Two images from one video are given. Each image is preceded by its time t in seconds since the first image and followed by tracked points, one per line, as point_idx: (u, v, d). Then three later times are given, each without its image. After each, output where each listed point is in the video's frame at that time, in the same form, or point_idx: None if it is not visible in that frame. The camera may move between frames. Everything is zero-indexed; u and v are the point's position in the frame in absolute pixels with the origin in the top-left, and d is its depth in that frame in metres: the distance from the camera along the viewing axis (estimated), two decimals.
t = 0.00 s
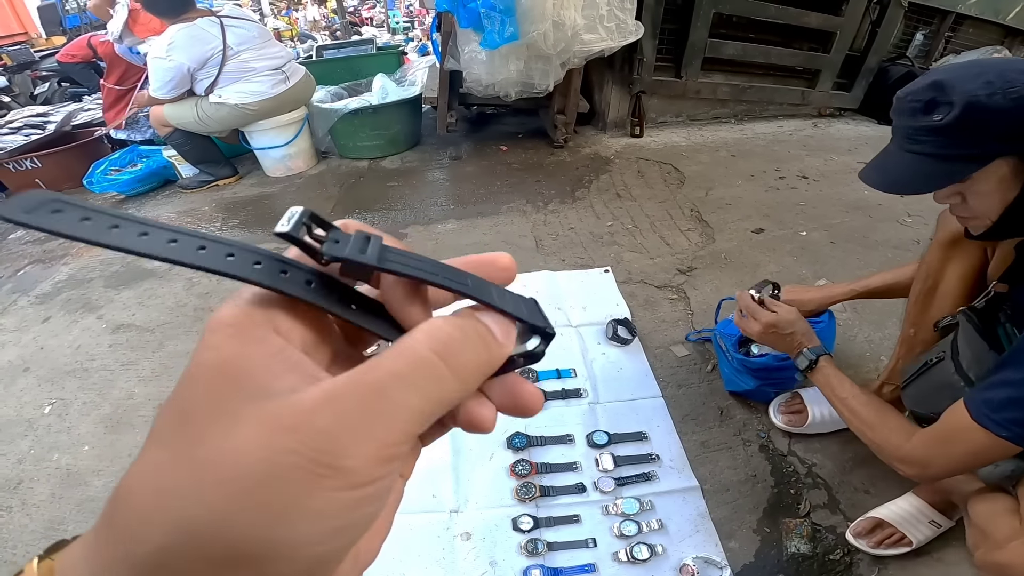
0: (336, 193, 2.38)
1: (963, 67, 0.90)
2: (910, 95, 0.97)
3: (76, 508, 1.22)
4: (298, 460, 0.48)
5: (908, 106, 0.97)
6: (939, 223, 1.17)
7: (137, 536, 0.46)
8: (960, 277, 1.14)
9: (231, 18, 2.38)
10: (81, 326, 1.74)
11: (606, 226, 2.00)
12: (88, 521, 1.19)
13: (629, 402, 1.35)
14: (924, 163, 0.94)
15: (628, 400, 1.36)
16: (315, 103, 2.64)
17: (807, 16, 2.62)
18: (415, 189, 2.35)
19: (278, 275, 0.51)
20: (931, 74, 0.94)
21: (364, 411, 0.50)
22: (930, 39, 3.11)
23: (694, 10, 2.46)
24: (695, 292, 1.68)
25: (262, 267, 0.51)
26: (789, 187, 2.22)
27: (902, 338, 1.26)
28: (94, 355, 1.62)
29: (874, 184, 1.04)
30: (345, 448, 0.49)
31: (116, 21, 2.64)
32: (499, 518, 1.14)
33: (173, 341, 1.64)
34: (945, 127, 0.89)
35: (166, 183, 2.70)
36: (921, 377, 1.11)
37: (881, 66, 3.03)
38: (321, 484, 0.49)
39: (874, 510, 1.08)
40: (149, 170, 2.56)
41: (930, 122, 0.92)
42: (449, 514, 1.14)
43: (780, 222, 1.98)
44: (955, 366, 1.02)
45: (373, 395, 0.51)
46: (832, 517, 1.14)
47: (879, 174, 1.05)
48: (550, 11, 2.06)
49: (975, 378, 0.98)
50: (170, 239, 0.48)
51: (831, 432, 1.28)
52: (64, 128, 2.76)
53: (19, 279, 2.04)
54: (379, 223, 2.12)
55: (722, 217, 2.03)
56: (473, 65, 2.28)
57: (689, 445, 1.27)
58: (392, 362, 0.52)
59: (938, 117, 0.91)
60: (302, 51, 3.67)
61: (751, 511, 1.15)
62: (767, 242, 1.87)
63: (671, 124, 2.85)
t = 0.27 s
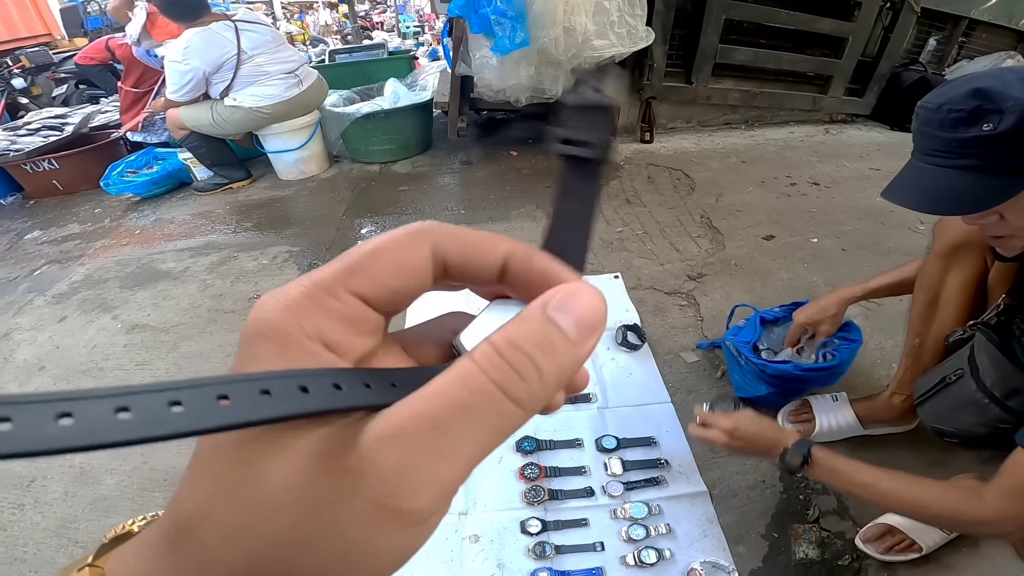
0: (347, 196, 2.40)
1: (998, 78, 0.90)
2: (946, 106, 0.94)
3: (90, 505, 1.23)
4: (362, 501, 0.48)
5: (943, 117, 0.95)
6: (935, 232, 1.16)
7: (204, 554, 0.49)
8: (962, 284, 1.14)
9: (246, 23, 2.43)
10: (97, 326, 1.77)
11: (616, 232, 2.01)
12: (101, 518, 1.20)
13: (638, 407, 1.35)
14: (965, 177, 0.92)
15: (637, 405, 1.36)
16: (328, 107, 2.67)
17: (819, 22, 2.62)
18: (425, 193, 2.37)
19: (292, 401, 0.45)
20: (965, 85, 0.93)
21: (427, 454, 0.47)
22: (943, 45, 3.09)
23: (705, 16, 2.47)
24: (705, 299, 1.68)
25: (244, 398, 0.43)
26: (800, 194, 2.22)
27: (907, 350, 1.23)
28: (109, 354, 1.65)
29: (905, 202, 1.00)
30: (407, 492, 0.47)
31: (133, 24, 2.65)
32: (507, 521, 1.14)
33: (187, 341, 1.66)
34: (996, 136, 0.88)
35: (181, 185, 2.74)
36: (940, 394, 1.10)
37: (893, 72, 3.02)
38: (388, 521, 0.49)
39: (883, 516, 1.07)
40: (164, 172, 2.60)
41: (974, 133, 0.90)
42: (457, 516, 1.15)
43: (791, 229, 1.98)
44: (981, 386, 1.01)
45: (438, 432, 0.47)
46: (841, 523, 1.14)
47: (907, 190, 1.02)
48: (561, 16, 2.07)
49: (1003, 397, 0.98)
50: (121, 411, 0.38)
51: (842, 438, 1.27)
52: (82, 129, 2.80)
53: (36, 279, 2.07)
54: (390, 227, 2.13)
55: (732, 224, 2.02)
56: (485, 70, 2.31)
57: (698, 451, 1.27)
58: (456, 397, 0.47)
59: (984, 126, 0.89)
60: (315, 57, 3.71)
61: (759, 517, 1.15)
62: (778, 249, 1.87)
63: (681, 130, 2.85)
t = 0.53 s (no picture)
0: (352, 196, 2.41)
1: (998, 70, 0.92)
2: (946, 101, 0.96)
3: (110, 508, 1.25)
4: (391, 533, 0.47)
5: (944, 111, 0.97)
6: (926, 225, 1.16)
7: None
8: (961, 277, 1.13)
9: (244, 26, 2.43)
10: (110, 330, 1.79)
11: (622, 224, 2.01)
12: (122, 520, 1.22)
13: (648, 400, 1.35)
14: (970, 172, 0.95)
15: (647, 397, 1.37)
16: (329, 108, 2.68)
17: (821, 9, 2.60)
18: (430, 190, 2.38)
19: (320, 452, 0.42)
20: (965, 77, 0.95)
21: (446, 486, 0.47)
22: (946, 32, 3.08)
23: (705, 6, 2.45)
24: (713, 289, 1.68)
25: (245, 466, 0.40)
26: (807, 182, 2.20)
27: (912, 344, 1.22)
28: (123, 359, 1.66)
29: (913, 200, 1.02)
30: (432, 518, 0.47)
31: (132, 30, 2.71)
32: (518, 516, 1.15)
33: (199, 344, 1.67)
34: (1001, 130, 0.90)
35: (188, 188, 2.75)
36: (960, 392, 1.07)
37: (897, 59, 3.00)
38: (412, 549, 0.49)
39: (899, 508, 1.07)
40: (171, 176, 2.61)
41: (977, 127, 0.92)
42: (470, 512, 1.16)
43: (798, 217, 1.97)
44: (1005, 384, 0.98)
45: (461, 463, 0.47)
46: (856, 515, 1.13)
47: (909, 185, 1.05)
48: (560, 11, 2.07)
49: None
50: (136, 504, 0.36)
51: (855, 428, 1.26)
52: (87, 136, 2.81)
53: (49, 286, 2.09)
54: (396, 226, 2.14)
55: (738, 213, 2.02)
56: (485, 66, 2.28)
57: (709, 443, 1.27)
58: (483, 431, 0.47)
59: (988, 120, 0.91)
60: (316, 57, 3.72)
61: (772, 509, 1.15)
62: (785, 238, 1.86)
63: (684, 121, 2.84)
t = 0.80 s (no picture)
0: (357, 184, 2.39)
1: (985, 46, 0.90)
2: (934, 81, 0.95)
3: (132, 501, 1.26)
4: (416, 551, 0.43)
5: (931, 90, 0.96)
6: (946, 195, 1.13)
7: None
8: (983, 248, 1.11)
9: (237, 15, 2.37)
10: (122, 325, 1.79)
11: (629, 201, 1.98)
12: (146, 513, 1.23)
13: (661, 379, 1.34)
14: (956, 151, 0.95)
15: (660, 376, 1.35)
16: (328, 95, 2.65)
17: None
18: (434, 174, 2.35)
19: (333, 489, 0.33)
20: (954, 55, 0.93)
21: (459, 497, 0.42)
22: (955, 7, 3.02)
23: None
24: (725, 264, 1.65)
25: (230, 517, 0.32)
26: (818, 155, 2.16)
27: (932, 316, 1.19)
28: (137, 353, 1.67)
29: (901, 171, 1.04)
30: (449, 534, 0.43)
31: (122, 24, 2.66)
32: (533, 501, 1.15)
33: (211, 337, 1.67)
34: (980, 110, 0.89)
35: (192, 181, 2.74)
36: (974, 366, 1.05)
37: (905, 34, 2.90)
38: (430, 569, 0.45)
39: (922, 487, 1.05)
40: (174, 170, 2.60)
41: (959, 107, 0.92)
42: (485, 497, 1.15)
43: (810, 190, 1.93)
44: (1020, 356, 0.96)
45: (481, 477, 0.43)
46: (877, 494, 1.12)
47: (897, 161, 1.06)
48: None
49: None
50: (132, 546, 0.30)
51: (873, 404, 1.24)
52: (88, 132, 2.80)
53: (60, 284, 2.10)
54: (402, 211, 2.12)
55: (748, 187, 1.98)
56: (483, 47, 2.24)
57: (725, 422, 1.26)
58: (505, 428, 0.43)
59: (969, 100, 0.91)
60: (313, 43, 3.67)
61: (792, 488, 1.14)
62: (798, 211, 1.83)
63: (690, 97, 2.79)
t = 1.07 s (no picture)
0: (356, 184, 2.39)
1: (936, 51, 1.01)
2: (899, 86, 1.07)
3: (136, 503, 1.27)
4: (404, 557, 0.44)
5: (898, 91, 1.08)
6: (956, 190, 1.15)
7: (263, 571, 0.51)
8: (987, 244, 1.12)
9: (234, 17, 2.38)
10: (124, 327, 1.80)
11: (628, 200, 1.98)
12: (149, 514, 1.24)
13: (661, 378, 1.34)
14: (917, 145, 1.07)
15: (660, 375, 1.36)
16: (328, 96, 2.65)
17: None
18: (434, 174, 2.36)
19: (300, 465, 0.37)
20: (912, 59, 1.05)
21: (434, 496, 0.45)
22: (954, 3, 3.01)
23: None
24: (724, 263, 1.66)
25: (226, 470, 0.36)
26: (817, 154, 2.16)
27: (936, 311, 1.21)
28: (139, 355, 1.67)
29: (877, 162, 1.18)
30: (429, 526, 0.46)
31: (122, 26, 2.66)
32: (534, 501, 1.15)
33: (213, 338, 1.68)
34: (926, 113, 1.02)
35: (192, 183, 2.75)
36: (967, 360, 1.06)
37: (904, 31, 2.92)
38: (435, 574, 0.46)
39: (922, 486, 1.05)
40: (174, 172, 2.61)
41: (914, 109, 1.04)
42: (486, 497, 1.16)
43: (809, 188, 1.94)
44: (1005, 348, 0.97)
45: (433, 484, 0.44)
46: (878, 493, 1.12)
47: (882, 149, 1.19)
48: None
49: None
50: (114, 502, 0.32)
51: (874, 403, 1.25)
52: (87, 135, 2.80)
53: (62, 286, 2.11)
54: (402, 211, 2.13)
55: (748, 186, 1.99)
56: (482, 48, 2.24)
57: (725, 422, 1.26)
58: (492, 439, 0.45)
59: (919, 104, 1.03)
60: (313, 45, 3.67)
61: (792, 488, 1.14)
62: (797, 210, 1.83)
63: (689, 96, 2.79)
